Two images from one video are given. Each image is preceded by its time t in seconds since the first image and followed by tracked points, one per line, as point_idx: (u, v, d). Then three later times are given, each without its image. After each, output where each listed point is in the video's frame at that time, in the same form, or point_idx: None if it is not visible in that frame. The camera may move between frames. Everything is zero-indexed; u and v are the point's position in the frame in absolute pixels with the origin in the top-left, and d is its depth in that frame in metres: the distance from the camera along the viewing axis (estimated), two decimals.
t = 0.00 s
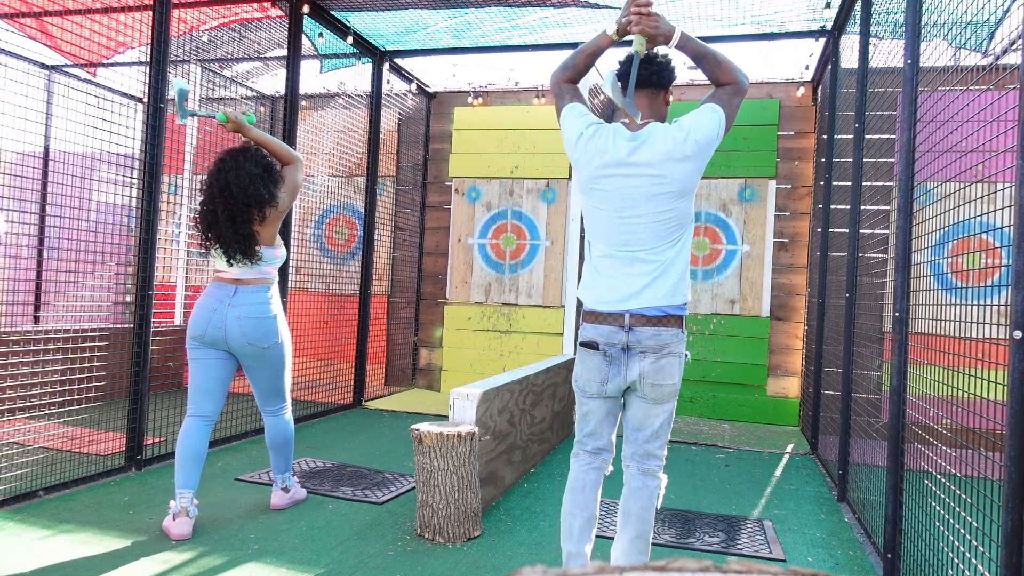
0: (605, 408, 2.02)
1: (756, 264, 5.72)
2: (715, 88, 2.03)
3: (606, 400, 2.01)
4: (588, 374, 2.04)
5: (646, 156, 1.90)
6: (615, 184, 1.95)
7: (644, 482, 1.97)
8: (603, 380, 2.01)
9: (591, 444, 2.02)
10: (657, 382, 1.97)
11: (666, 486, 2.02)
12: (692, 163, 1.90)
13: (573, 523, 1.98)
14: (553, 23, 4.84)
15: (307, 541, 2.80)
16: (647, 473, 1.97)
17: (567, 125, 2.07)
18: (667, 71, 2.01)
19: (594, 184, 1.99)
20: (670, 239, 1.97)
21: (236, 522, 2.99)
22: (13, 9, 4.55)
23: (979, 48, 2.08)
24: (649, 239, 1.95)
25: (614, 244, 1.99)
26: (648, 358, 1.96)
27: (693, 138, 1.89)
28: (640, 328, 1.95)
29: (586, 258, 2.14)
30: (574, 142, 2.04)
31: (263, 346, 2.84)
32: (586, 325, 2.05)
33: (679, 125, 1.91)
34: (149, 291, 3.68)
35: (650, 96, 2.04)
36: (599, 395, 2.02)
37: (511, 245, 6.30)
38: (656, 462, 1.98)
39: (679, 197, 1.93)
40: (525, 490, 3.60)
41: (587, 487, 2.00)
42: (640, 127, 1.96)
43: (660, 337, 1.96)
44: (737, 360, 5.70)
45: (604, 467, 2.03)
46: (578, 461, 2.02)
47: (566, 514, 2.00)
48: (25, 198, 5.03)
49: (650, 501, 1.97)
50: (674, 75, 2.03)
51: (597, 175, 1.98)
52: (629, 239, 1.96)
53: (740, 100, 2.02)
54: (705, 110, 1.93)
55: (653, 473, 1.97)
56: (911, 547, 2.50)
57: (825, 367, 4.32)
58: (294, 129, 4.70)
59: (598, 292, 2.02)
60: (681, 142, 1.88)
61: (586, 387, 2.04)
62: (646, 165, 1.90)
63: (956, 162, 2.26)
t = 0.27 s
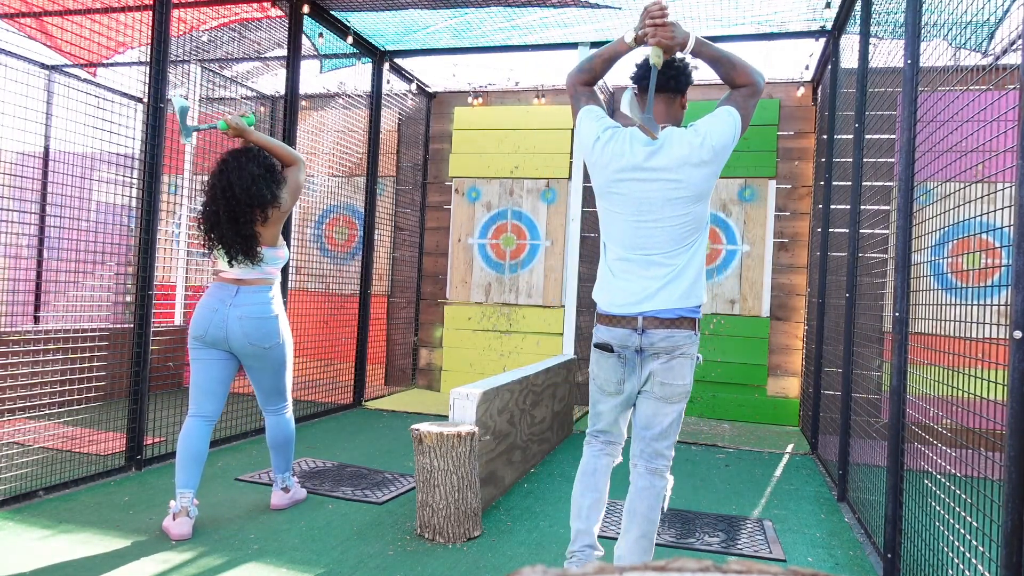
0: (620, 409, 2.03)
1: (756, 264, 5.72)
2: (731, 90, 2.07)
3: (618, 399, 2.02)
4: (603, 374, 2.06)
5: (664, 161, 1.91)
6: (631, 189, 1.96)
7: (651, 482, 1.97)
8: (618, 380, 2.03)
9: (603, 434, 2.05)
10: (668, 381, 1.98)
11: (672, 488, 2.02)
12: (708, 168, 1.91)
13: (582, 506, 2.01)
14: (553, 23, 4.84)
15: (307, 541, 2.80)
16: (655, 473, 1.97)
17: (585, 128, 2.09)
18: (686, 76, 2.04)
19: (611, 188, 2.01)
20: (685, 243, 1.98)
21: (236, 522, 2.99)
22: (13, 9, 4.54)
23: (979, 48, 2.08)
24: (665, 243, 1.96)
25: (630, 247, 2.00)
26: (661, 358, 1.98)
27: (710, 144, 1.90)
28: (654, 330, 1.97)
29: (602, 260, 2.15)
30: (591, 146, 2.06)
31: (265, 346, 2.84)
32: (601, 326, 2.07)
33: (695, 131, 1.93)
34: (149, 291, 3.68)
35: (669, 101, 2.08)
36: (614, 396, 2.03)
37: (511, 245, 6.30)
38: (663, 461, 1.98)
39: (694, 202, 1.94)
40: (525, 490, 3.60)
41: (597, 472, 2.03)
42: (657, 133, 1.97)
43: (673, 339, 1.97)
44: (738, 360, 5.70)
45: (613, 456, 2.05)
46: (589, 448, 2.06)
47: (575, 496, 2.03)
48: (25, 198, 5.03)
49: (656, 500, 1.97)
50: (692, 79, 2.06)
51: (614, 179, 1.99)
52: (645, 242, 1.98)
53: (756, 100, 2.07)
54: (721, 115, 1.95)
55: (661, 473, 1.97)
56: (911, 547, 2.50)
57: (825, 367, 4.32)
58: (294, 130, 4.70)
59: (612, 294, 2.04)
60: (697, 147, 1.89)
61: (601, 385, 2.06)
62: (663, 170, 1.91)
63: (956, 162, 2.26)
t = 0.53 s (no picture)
0: (622, 408, 2.02)
1: (756, 264, 5.72)
2: (737, 93, 2.10)
3: (622, 398, 2.02)
4: (607, 373, 2.05)
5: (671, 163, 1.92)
6: (637, 190, 1.97)
7: (653, 483, 1.97)
8: (621, 379, 2.02)
9: (604, 440, 2.04)
10: (672, 379, 1.98)
11: (674, 488, 2.02)
12: (714, 171, 1.93)
13: (583, 520, 2.00)
14: (553, 23, 4.84)
15: (307, 541, 2.80)
16: (657, 472, 1.97)
17: (592, 129, 2.10)
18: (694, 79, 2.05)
19: (617, 189, 2.01)
20: (690, 244, 1.99)
21: (236, 522, 2.99)
22: (14, 9, 4.54)
23: (979, 48, 2.08)
24: (670, 244, 1.98)
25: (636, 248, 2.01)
26: (664, 356, 1.98)
27: (716, 148, 1.92)
28: (658, 329, 1.97)
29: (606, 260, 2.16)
30: (598, 148, 2.06)
31: (266, 346, 2.84)
32: (604, 325, 2.07)
33: (701, 134, 1.95)
34: (149, 291, 3.68)
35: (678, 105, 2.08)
36: (617, 394, 2.03)
37: (512, 245, 6.30)
38: (665, 461, 1.98)
39: (700, 205, 1.96)
40: (525, 490, 3.60)
41: (598, 484, 2.02)
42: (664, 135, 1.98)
43: (677, 337, 1.97)
44: (738, 360, 5.70)
45: (614, 466, 2.04)
46: (590, 458, 2.05)
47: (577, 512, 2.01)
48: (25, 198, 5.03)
49: (658, 500, 1.97)
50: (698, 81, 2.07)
51: (620, 180, 2.00)
52: (650, 243, 1.99)
53: (762, 102, 2.10)
54: (726, 120, 1.98)
55: (662, 473, 1.97)
56: (911, 547, 2.50)
57: (825, 367, 4.32)
58: (294, 130, 4.70)
59: (617, 294, 2.04)
60: (704, 150, 1.91)
61: (604, 385, 2.05)
62: (670, 172, 1.92)
63: (956, 162, 2.26)
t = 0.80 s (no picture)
0: (620, 407, 2.01)
1: (756, 264, 5.72)
2: (736, 95, 2.11)
3: (620, 398, 2.01)
4: (604, 372, 2.04)
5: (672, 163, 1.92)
6: (638, 190, 1.97)
7: (652, 483, 1.97)
8: (619, 377, 2.01)
9: (601, 442, 2.03)
10: (672, 378, 1.98)
11: (672, 488, 2.02)
12: (714, 173, 1.95)
13: (582, 526, 1.99)
14: (553, 23, 4.84)
15: (307, 541, 2.80)
16: (655, 472, 1.97)
17: (592, 129, 2.10)
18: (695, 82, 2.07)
19: (617, 189, 2.01)
20: (689, 245, 2.00)
21: (236, 522, 2.99)
22: (13, 9, 4.54)
23: (979, 48, 2.08)
24: (671, 244, 1.98)
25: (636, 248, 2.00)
26: (664, 355, 1.98)
27: (716, 151, 1.94)
28: (657, 327, 1.97)
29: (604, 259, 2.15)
30: (598, 148, 2.06)
31: (265, 346, 2.85)
32: (602, 324, 2.07)
33: (702, 136, 1.96)
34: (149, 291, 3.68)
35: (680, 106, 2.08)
36: (616, 393, 2.02)
37: (511, 245, 6.30)
38: (664, 461, 1.98)
39: (700, 206, 1.97)
40: (525, 490, 3.60)
41: (596, 489, 2.01)
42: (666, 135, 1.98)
43: (677, 336, 1.98)
44: (738, 360, 5.70)
45: (611, 471, 2.04)
46: (588, 462, 2.04)
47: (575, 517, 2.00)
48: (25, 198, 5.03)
49: (657, 501, 1.97)
50: (698, 83, 2.10)
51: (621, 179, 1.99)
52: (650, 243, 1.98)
53: (761, 105, 2.11)
54: (726, 122, 2.00)
55: (661, 472, 1.98)
56: (911, 547, 2.50)
57: (825, 367, 4.32)
58: (294, 129, 4.70)
59: (615, 293, 2.04)
60: (705, 152, 1.93)
61: (602, 384, 2.04)
62: (671, 173, 1.93)
63: (956, 162, 2.26)
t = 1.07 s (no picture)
0: (618, 407, 2.01)
1: (756, 264, 5.72)
2: (734, 97, 2.11)
3: (618, 397, 2.01)
4: (602, 372, 2.04)
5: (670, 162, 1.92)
6: (636, 190, 1.96)
7: (652, 483, 1.97)
8: (617, 377, 2.01)
9: (599, 443, 2.03)
10: (670, 378, 1.98)
11: (671, 488, 2.02)
12: (713, 173, 1.96)
13: (582, 529, 1.98)
14: (553, 23, 4.84)
15: (307, 541, 2.80)
16: (655, 471, 1.97)
17: (589, 129, 2.09)
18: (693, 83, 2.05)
19: (615, 189, 2.01)
20: (686, 244, 2.00)
21: (236, 522, 2.99)
22: (13, 9, 4.53)
23: (979, 48, 2.07)
24: (668, 243, 1.98)
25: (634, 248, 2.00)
26: (663, 355, 1.98)
27: (714, 150, 1.94)
28: (656, 326, 1.97)
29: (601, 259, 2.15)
30: (596, 147, 2.05)
31: (266, 350, 2.85)
32: (601, 323, 2.06)
33: (700, 136, 1.96)
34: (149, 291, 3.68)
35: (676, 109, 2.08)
36: (614, 393, 2.02)
37: (511, 245, 6.30)
38: (663, 460, 1.98)
39: (699, 205, 1.97)
40: (525, 490, 3.60)
41: (594, 492, 2.00)
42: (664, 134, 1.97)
43: (675, 336, 1.98)
44: (738, 360, 5.70)
45: (610, 473, 2.03)
46: (587, 464, 2.03)
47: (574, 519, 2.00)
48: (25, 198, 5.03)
49: (656, 501, 1.97)
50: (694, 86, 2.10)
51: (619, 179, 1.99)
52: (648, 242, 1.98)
53: (758, 106, 2.11)
54: (723, 123, 2.00)
55: (660, 472, 1.98)
56: (911, 547, 2.50)
57: (825, 367, 4.32)
58: (294, 129, 4.70)
59: (613, 292, 2.04)
60: (704, 152, 1.93)
61: (600, 384, 2.04)
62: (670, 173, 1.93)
63: (956, 162, 2.26)
